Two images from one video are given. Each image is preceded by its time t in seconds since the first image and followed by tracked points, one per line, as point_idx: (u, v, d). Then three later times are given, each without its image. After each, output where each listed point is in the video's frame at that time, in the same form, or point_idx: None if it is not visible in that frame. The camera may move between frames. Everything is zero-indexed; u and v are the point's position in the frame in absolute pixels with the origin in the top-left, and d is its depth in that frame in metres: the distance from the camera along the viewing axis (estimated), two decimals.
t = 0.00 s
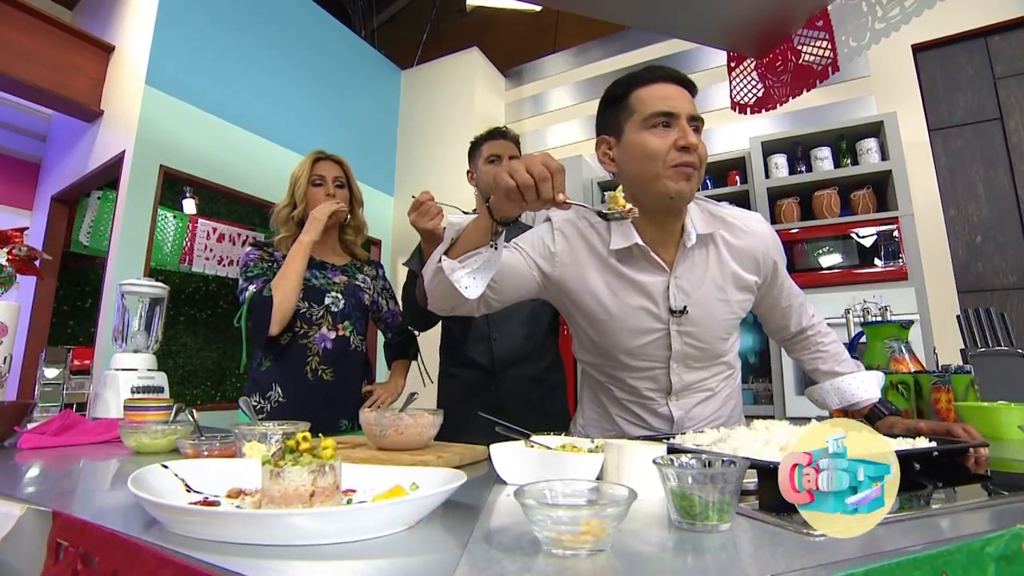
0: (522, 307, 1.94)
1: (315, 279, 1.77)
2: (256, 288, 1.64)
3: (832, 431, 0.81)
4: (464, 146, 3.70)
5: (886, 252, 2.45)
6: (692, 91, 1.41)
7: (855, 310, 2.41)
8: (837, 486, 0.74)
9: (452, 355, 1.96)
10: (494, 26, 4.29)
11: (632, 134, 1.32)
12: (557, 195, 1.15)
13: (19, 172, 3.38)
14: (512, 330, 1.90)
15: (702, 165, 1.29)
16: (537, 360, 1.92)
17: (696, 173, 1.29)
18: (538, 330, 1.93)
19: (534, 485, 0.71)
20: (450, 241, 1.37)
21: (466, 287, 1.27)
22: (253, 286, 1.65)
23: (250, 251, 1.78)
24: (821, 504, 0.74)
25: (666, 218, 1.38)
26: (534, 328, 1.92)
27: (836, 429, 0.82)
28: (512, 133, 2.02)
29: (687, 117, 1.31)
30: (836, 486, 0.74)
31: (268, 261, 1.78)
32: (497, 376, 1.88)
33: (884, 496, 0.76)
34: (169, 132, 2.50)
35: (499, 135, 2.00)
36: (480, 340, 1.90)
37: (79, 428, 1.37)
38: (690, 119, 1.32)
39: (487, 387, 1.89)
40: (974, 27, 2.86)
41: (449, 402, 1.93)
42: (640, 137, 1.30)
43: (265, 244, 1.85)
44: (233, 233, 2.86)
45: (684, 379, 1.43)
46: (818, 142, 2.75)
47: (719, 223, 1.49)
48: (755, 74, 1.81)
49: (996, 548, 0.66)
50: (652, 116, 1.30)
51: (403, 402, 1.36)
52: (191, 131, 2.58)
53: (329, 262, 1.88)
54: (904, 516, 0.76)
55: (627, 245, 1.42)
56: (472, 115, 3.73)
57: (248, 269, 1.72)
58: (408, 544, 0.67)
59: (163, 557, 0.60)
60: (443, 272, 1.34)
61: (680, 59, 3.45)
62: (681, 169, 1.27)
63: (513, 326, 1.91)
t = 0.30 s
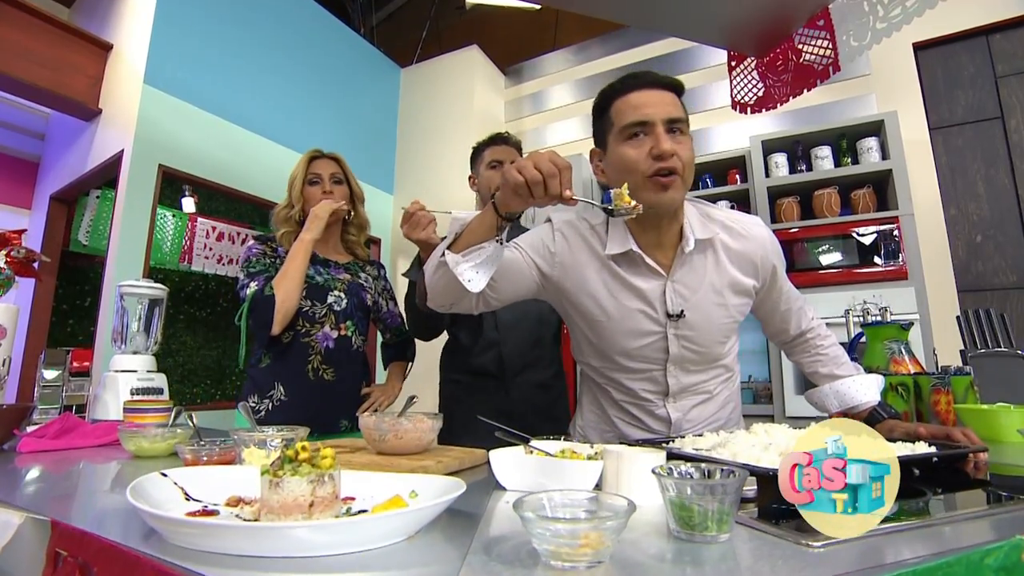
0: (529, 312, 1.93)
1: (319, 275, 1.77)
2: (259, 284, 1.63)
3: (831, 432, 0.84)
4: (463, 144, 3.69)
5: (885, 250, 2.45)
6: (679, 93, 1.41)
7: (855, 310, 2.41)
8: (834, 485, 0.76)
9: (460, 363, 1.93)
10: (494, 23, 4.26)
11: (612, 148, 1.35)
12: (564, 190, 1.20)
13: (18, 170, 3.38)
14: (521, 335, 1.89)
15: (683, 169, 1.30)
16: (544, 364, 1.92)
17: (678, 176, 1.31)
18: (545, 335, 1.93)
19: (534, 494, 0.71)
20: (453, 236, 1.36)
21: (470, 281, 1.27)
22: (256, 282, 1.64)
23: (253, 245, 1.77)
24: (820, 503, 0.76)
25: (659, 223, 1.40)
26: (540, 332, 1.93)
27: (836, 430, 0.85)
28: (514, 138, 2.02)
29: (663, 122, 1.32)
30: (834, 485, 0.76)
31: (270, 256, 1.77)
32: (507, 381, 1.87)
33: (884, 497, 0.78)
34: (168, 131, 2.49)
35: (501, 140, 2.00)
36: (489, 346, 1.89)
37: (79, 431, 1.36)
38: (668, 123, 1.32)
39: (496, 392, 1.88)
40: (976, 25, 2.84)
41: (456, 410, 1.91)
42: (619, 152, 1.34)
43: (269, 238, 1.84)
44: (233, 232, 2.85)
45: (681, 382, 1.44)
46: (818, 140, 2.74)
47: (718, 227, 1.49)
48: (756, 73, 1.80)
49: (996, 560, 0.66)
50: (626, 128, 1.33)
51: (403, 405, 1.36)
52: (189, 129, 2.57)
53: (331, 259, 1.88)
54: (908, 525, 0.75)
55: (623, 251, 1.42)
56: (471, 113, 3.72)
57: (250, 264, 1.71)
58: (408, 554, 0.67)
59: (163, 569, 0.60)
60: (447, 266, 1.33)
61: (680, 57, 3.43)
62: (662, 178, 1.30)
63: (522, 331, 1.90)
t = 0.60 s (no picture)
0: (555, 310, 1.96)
1: (318, 279, 1.76)
2: (253, 289, 1.64)
3: (830, 432, 0.87)
4: (463, 141, 3.68)
5: (886, 248, 2.44)
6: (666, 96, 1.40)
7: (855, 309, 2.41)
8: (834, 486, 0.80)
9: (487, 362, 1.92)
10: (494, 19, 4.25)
11: (602, 159, 1.37)
12: (564, 187, 1.19)
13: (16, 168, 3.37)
14: (549, 332, 1.91)
15: (668, 171, 1.29)
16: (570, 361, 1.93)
17: (660, 179, 1.29)
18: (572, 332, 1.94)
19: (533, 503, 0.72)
20: (457, 233, 1.37)
21: (471, 276, 1.27)
22: (251, 288, 1.65)
23: (253, 246, 1.77)
24: (820, 503, 0.79)
25: (658, 226, 1.40)
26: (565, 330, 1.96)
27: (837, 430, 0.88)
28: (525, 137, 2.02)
29: (642, 124, 1.30)
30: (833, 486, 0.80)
31: (270, 259, 1.77)
32: (541, 378, 1.88)
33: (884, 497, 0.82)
34: (166, 128, 2.48)
35: (512, 139, 2.00)
36: (521, 344, 1.89)
37: (79, 433, 1.36)
38: (645, 126, 1.30)
39: (532, 391, 1.88)
40: (978, 22, 2.84)
41: (489, 410, 1.90)
42: (607, 162, 1.34)
43: (270, 239, 1.83)
44: (233, 229, 2.84)
45: (679, 385, 1.44)
46: (819, 139, 2.74)
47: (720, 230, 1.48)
48: (756, 71, 1.78)
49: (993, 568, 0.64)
50: (607, 137, 1.33)
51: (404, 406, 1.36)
52: (187, 127, 2.56)
53: (333, 259, 1.87)
54: (912, 532, 0.75)
55: (622, 254, 1.43)
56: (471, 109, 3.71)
57: (249, 268, 1.72)
58: (408, 563, 0.67)
59: None
60: (451, 262, 1.34)
61: (680, 54, 3.42)
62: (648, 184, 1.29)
63: (551, 328, 1.92)
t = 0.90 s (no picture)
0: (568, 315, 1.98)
1: (322, 279, 1.75)
2: (257, 287, 1.64)
3: (830, 433, 0.88)
4: (463, 136, 3.67)
5: (886, 243, 2.44)
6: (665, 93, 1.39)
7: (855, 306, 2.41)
8: (834, 485, 0.81)
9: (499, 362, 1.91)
10: (494, 14, 4.22)
11: (600, 160, 1.37)
12: (565, 185, 1.19)
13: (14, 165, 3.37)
14: (563, 337, 1.93)
15: (662, 173, 1.28)
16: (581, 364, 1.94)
17: (656, 181, 1.28)
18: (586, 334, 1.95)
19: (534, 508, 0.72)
20: (461, 228, 1.37)
21: (471, 273, 1.26)
22: (255, 284, 1.65)
23: (257, 244, 1.76)
24: (820, 503, 0.80)
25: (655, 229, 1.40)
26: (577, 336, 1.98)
27: (837, 429, 0.89)
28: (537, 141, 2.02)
29: (639, 126, 1.29)
30: (833, 485, 0.81)
31: (274, 256, 1.77)
32: (555, 380, 1.88)
33: (884, 496, 0.82)
34: (165, 124, 2.47)
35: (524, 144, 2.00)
36: (535, 346, 1.89)
37: (80, 432, 1.37)
38: (644, 127, 1.29)
39: (545, 393, 1.88)
40: (981, 17, 2.82)
41: (500, 411, 1.89)
42: (605, 163, 1.35)
43: (275, 237, 1.83)
44: (233, 226, 2.83)
45: (678, 384, 1.44)
46: (820, 134, 2.72)
47: (720, 230, 1.48)
48: (758, 67, 1.79)
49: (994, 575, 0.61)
50: (606, 137, 1.33)
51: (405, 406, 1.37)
52: (186, 123, 2.55)
53: (337, 258, 1.86)
54: (914, 536, 0.75)
55: (620, 255, 1.43)
56: (472, 105, 3.69)
57: (252, 265, 1.71)
58: (409, 568, 0.67)
59: None
60: (451, 259, 1.34)
61: (681, 49, 3.40)
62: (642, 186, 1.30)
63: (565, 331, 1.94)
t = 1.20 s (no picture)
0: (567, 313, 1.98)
1: (325, 277, 1.74)
2: (253, 292, 1.61)
3: (830, 433, 0.88)
4: (462, 130, 3.65)
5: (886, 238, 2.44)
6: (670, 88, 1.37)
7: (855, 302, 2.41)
8: (834, 485, 0.81)
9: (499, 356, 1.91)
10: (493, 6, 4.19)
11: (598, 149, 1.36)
12: (575, 172, 1.20)
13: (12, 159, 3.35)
14: (562, 334, 1.93)
15: (655, 164, 1.27)
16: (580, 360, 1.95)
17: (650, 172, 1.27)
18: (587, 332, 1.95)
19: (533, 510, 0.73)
20: (465, 218, 1.35)
21: (480, 256, 1.28)
22: (251, 288, 1.62)
23: (257, 241, 1.73)
24: (820, 503, 0.81)
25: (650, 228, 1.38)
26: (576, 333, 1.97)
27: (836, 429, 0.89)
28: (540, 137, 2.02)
29: (638, 117, 1.29)
30: (832, 485, 0.81)
31: (274, 255, 1.74)
32: (553, 377, 1.88)
33: (885, 496, 0.82)
34: (163, 119, 2.46)
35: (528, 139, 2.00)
36: (535, 343, 1.89)
37: (80, 430, 1.37)
38: (643, 118, 1.29)
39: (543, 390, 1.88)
40: (984, 11, 2.79)
41: (499, 404, 1.89)
42: (602, 151, 1.34)
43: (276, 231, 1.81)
44: (232, 221, 2.82)
45: (678, 380, 1.44)
46: (821, 129, 2.71)
47: (719, 226, 1.48)
48: (759, 63, 1.77)
49: None
50: (606, 126, 1.33)
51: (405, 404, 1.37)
52: (185, 117, 2.54)
53: (337, 254, 1.84)
54: (912, 537, 0.76)
55: (618, 250, 1.43)
56: (472, 99, 3.67)
57: (251, 264, 1.69)
58: (409, 571, 0.68)
59: None
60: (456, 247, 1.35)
61: (682, 42, 3.38)
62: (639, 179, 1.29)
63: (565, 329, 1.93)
